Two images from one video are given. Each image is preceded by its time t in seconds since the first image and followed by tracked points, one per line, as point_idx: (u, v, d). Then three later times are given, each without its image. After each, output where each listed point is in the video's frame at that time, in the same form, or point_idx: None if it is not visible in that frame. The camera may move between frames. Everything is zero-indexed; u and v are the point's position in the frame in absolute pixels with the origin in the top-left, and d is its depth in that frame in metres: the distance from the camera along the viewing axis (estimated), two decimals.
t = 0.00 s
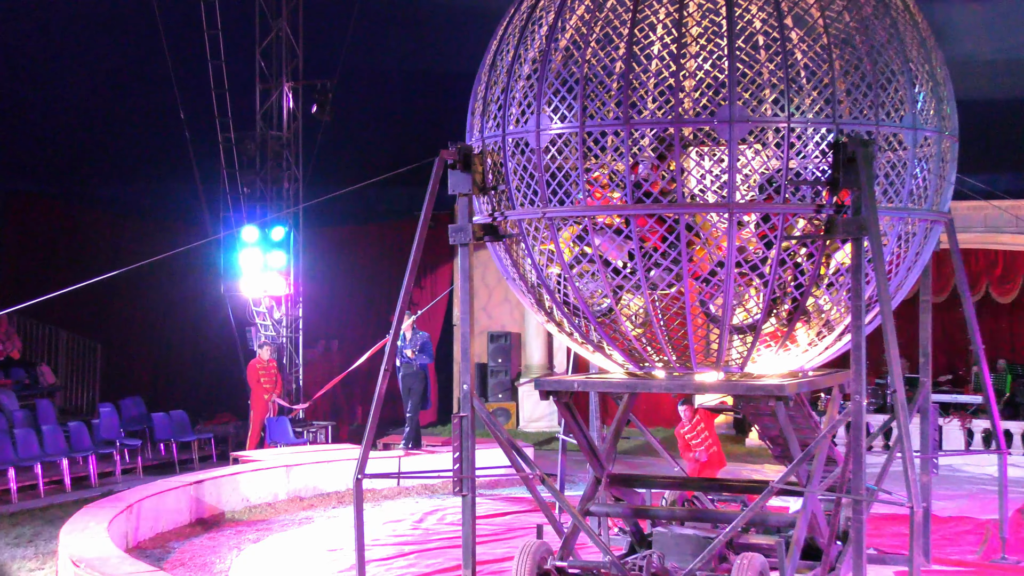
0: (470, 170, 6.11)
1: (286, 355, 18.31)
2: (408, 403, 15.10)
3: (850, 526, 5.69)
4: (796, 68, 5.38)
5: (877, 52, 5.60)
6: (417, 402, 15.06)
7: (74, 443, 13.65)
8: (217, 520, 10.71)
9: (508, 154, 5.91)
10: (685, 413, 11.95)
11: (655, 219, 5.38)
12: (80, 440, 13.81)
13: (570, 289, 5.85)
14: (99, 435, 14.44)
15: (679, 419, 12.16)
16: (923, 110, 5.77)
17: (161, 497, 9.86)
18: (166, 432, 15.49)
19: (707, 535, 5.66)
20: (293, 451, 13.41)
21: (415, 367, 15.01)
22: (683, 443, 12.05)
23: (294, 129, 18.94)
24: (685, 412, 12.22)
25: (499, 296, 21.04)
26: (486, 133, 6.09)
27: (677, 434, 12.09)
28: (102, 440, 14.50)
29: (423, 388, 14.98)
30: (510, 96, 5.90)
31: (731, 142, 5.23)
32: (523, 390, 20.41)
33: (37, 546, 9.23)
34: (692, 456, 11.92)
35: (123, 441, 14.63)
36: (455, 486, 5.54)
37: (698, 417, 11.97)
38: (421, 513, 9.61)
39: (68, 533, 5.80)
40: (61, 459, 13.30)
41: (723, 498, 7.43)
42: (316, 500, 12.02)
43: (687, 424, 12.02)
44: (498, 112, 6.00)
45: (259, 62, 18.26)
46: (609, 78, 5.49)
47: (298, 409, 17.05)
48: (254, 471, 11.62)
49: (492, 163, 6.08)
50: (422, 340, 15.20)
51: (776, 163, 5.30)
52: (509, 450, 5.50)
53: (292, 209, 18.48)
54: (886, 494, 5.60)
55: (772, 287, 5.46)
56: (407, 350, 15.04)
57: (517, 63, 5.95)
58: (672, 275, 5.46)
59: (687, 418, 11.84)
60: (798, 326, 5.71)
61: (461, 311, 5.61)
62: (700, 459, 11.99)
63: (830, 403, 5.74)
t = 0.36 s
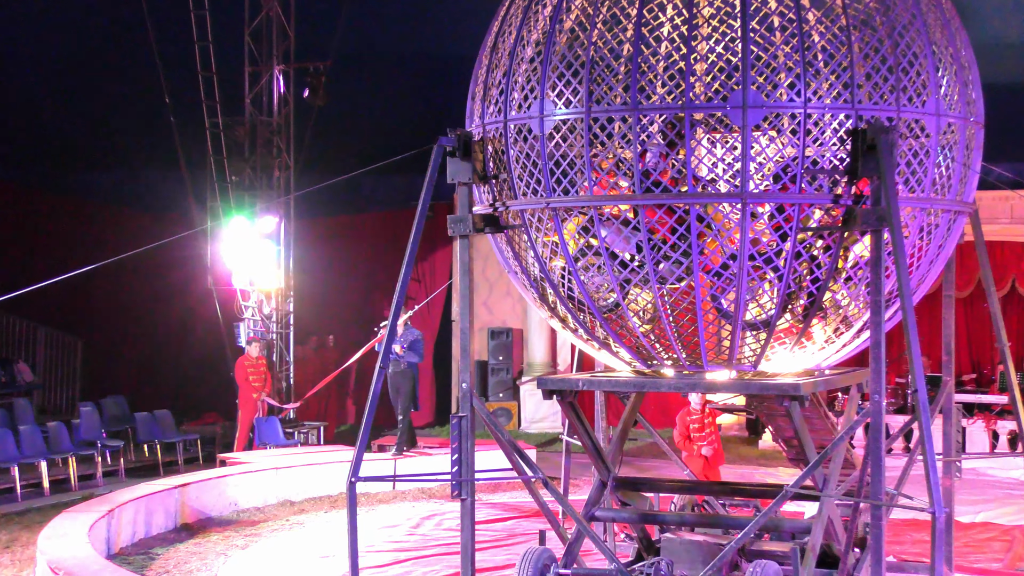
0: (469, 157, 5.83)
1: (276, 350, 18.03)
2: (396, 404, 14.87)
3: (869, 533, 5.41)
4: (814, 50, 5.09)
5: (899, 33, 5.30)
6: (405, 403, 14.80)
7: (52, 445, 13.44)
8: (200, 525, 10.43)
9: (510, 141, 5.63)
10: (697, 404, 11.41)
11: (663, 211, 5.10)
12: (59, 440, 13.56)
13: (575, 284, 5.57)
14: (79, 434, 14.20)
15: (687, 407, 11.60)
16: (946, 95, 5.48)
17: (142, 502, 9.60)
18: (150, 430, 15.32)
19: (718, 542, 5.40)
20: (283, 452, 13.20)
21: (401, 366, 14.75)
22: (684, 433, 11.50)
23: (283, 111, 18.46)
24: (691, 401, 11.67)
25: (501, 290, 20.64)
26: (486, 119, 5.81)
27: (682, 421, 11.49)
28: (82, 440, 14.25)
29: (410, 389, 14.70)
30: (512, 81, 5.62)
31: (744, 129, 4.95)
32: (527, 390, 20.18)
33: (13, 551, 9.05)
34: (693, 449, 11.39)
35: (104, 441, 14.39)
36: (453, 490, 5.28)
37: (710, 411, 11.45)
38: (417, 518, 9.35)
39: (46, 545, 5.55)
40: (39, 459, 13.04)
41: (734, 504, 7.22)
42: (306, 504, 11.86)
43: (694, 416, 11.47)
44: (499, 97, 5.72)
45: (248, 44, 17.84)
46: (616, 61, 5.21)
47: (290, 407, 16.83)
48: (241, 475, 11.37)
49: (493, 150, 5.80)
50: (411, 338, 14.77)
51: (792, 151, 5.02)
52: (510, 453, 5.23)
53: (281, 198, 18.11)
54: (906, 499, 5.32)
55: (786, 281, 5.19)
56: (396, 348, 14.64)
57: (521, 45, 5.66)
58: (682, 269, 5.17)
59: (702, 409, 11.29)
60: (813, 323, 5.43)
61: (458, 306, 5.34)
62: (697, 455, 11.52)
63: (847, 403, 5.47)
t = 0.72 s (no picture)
0: (475, 148, 5.60)
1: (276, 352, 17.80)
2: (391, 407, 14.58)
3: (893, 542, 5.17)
4: (837, 34, 4.84)
5: (925, 18, 5.05)
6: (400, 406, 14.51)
7: (40, 448, 13.18)
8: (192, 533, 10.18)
9: (518, 131, 5.39)
10: (711, 404, 11.14)
11: (678, 204, 4.85)
12: (46, 444, 13.32)
13: (586, 280, 5.33)
14: (67, 438, 13.95)
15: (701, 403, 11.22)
16: (974, 83, 5.23)
17: (133, 509, 9.35)
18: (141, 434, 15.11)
19: (736, 550, 5.17)
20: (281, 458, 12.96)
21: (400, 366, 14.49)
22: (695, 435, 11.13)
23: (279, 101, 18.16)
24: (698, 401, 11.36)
25: (508, 288, 20.37)
26: (493, 108, 5.57)
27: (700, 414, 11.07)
28: (70, 443, 14.01)
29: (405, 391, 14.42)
30: (520, 68, 5.39)
31: (763, 118, 4.71)
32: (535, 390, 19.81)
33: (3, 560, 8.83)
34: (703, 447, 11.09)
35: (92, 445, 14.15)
36: (458, 496, 5.03)
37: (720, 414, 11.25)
38: (420, 526, 9.11)
39: (28, 552, 5.40)
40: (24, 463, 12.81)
41: (750, 507, 7.01)
42: (304, 511, 11.66)
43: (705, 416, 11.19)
44: (506, 86, 5.49)
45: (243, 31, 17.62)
46: (629, 47, 4.96)
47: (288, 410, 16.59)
48: (236, 481, 11.12)
49: (500, 141, 5.57)
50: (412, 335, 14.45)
51: (814, 141, 4.78)
52: (518, 458, 4.99)
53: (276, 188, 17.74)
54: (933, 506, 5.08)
55: (807, 278, 4.94)
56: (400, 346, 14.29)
57: (528, 30, 5.42)
58: (697, 265, 4.93)
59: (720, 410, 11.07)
60: (836, 322, 5.18)
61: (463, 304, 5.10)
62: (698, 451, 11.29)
63: (871, 404, 5.22)
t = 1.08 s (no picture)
0: (482, 135, 5.35)
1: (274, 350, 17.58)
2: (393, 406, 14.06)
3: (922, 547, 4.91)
4: (863, 13, 4.59)
5: None
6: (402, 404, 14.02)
7: (26, 450, 12.97)
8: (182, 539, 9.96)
9: (527, 117, 5.15)
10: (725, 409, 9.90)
11: (695, 193, 4.62)
12: (33, 445, 13.13)
13: (598, 273, 5.09)
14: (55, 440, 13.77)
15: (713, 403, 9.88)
16: (1006, 64, 4.97)
17: (126, 515, 9.15)
18: (132, 436, 14.89)
19: (758, 556, 4.93)
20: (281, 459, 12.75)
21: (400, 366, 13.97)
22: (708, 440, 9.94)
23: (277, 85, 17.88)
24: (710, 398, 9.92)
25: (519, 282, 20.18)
26: (501, 92, 5.33)
27: (708, 426, 9.74)
28: (58, 446, 13.81)
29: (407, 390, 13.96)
30: (529, 51, 5.15)
31: (784, 103, 4.47)
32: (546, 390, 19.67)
33: None
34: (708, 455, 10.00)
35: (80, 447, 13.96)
36: (465, 500, 4.81)
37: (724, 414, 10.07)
38: (425, 531, 8.88)
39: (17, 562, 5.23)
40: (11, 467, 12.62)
41: (774, 511, 6.78)
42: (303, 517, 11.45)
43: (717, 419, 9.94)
44: (515, 71, 5.25)
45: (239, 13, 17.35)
46: (643, 28, 4.71)
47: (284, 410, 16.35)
48: (233, 483, 10.90)
49: (509, 127, 5.33)
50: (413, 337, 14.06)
51: (839, 127, 4.53)
52: (528, 459, 4.75)
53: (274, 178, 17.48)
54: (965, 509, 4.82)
55: (831, 270, 4.69)
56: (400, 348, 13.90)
57: (537, 11, 5.18)
58: (716, 257, 4.69)
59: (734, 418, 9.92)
60: (861, 317, 4.93)
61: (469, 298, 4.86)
62: (696, 436, 10.42)
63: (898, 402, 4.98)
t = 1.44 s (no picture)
0: (493, 127, 5.14)
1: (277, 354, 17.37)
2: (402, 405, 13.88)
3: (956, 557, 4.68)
4: None
5: None
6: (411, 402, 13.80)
7: (21, 457, 12.85)
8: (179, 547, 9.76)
9: (540, 107, 4.93)
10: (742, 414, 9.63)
11: (716, 186, 4.40)
12: (28, 452, 12.99)
13: (615, 270, 4.87)
14: (50, 446, 13.62)
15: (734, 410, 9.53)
16: None
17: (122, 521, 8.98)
18: (130, 441, 14.71)
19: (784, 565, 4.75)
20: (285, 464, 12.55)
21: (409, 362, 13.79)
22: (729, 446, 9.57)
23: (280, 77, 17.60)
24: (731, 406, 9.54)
25: (531, 280, 19.95)
26: (512, 82, 5.12)
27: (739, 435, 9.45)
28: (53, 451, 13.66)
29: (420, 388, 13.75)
30: (541, 39, 4.94)
31: (809, 91, 4.25)
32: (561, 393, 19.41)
33: None
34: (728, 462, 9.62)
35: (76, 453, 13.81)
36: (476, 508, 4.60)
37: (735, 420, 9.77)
38: (433, 540, 8.66)
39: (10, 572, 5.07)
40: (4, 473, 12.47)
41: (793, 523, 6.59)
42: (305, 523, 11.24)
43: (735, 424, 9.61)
44: (527, 59, 5.03)
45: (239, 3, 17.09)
46: (661, 14, 4.50)
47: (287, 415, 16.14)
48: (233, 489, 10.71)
49: (521, 118, 5.11)
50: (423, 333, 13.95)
51: (867, 116, 4.31)
52: (541, 465, 4.53)
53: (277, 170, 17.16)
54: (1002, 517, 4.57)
55: (859, 267, 4.47)
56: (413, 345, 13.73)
57: None
58: (738, 253, 4.47)
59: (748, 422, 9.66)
60: (890, 316, 4.70)
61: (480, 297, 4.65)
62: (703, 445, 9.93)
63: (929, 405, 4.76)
